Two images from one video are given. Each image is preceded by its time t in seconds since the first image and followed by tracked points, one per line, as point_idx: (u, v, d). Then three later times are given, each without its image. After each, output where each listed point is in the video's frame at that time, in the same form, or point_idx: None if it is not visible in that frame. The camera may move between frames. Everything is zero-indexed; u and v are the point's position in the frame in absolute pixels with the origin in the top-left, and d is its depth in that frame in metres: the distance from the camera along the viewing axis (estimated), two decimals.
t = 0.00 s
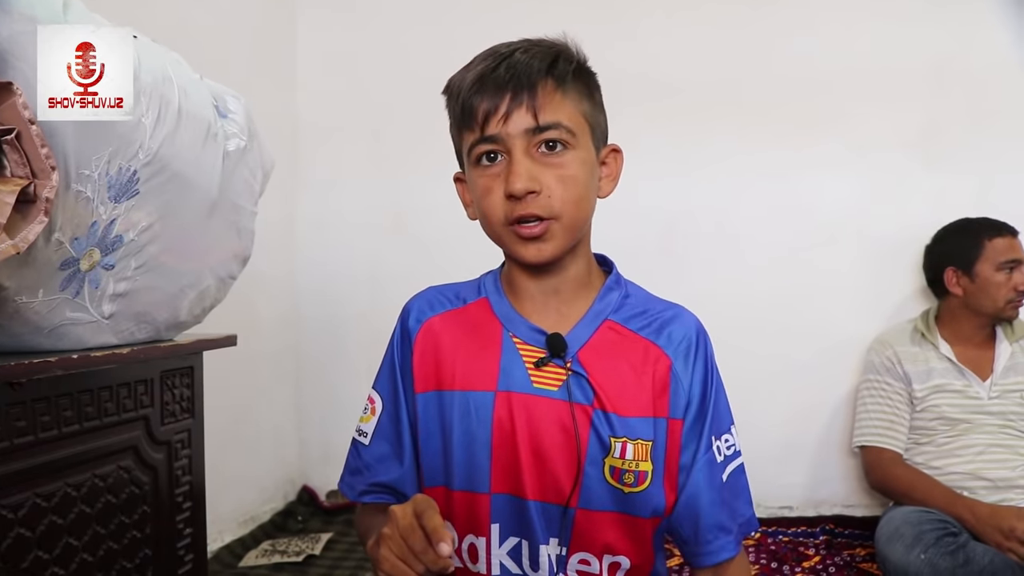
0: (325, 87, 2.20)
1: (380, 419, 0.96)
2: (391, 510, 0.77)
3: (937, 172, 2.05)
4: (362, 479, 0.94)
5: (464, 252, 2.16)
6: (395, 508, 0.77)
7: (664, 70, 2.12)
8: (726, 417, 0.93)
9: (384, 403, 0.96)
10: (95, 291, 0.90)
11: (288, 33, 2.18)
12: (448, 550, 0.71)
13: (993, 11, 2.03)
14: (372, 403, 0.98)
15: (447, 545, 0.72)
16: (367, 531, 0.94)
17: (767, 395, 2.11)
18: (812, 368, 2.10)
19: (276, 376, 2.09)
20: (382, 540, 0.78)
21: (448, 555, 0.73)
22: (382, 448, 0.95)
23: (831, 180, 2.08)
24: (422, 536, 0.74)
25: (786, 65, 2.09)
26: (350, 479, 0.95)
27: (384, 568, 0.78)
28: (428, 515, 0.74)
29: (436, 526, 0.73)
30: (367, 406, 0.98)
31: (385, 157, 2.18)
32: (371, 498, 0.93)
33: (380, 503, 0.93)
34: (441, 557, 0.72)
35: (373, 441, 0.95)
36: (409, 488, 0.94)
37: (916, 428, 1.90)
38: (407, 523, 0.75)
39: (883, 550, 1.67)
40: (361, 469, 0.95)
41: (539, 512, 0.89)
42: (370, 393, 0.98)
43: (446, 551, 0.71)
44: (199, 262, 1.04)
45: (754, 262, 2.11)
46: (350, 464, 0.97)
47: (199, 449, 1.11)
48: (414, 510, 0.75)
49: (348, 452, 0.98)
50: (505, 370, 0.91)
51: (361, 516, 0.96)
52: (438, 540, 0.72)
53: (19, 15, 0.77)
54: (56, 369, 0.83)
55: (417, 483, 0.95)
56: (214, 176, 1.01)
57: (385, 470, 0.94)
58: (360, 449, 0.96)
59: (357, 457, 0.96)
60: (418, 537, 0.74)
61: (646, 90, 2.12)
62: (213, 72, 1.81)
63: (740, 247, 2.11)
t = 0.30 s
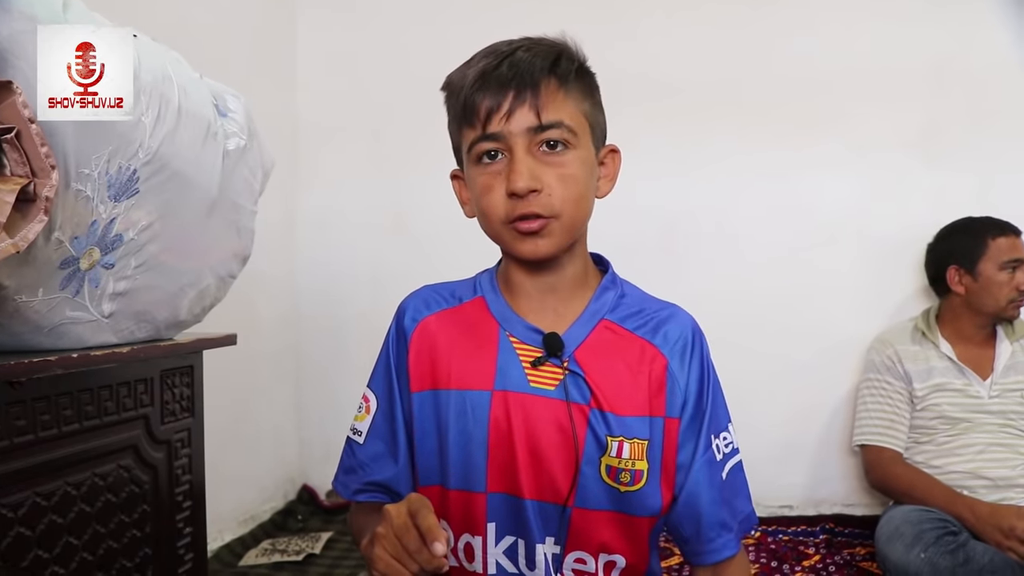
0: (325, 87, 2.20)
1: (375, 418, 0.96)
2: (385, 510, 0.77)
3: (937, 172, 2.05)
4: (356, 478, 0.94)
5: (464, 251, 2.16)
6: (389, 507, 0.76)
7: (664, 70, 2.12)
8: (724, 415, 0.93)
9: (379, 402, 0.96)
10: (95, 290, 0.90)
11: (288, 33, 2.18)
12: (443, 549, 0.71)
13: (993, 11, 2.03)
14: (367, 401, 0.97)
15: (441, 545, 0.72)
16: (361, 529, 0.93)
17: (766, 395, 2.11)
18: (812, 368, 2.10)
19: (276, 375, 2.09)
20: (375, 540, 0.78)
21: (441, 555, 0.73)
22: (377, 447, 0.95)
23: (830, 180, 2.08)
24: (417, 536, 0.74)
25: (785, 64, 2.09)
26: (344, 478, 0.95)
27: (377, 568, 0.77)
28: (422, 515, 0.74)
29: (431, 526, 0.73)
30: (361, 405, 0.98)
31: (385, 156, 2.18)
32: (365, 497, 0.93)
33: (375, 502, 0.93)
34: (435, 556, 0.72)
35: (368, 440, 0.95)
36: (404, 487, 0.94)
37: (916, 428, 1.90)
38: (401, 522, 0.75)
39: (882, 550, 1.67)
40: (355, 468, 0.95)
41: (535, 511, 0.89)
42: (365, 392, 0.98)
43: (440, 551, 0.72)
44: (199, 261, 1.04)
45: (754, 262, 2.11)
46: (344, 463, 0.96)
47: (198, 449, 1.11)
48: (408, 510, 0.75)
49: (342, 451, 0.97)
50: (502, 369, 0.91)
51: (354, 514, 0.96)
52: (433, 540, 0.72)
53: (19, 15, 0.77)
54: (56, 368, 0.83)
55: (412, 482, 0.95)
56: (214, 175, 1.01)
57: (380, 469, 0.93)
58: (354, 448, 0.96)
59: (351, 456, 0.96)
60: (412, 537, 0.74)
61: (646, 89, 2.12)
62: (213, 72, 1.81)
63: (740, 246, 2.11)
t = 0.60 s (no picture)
0: (325, 86, 2.20)
1: (364, 421, 0.96)
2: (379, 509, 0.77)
3: (936, 171, 2.05)
4: (346, 482, 0.95)
5: (465, 251, 2.16)
6: (385, 506, 0.76)
7: (663, 69, 2.12)
8: (722, 396, 0.92)
9: (367, 405, 0.96)
10: (95, 290, 0.90)
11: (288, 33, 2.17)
12: (441, 548, 0.72)
13: (993, 11, 2.03)
14: (356, 405, 0.97)
15: (440, 543, 0.72)
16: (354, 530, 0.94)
17: (766, 394, 2.11)
18: (812, 367, 2.10)
19: (275, 375, 2.09)
20: (371, 539, 0.77)
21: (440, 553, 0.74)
22: (367, 450, 0.95)
23: (830, 179, 2.08)
24: (414, 534, 0.74)
25: (785, 64, 2.09)
26: (334, 482, 0.96)
27: (374, 566, 0.77)
28: (419, 513, 0.74)
29: (429, 524, 0.73)
30: (350, 408, 0.98)
31: (385, 156, 2.18)
32: (355, 500, 0.94)
33: (366, 504, 0.93)
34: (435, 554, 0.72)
35: (357, 443, 0.96)
36: (395, 489, 0.94)
37: (915, 427, 1.90)
38: (398, 521, 0.74)
39: (882, 549, 1.67)
40: (345, 471, 0.95)
41: (531, 508, 0.89)
42: (353, 395, 0.98)
43: (439, 549, 0.72)
44: (199, 260, 1.04)
45: (754, 261, 2.11)
46: (334, 466, 0.97)
47: (198, 448, 1.11)
48: (404, 509, 0.75)
49: (332, 454, 0.98)
50: (494, 370, 0.91)
51: (345, 516, 0.96)
52: (431, 538, 0.72)
53: (18, 14, 0.78)
54: (56, 367, 0.83)
55: (403, 484, 0.95)
56: (214, 175, 1.01)
57: (370, 472, 0.94)
58: (344, 451, 0.96)
59: (341, 459, 0.97)
60: (410, 535, 0.74)
61: (646, 89, 2.12)
62: (213, 72, 1.81)
63: (740, 245, 2.11)
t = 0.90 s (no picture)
0: (326, 86, 2.20)
1: (369, 416, 0.95)
2: (376, 510, 0.76)
3: (937, 171, 2.05)
4: (349, 477, 0.94)
5: (465, 251, 2.16)
6: (380, 509, 0.76)
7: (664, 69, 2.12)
8: (723, 411, 0.94)
9: (373, 401, 0.96)
10: (95, 289, 0.90)
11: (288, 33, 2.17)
12: (433, 551, 0.70)
13: (994, 11, 2.03)
14: (361, 400, 0.97)
15: (432, 547, 0.71)
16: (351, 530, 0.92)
17: (766, 394, 2.11)
18: (812, 367, 2.10)
19: (275, 375, 2.09)
20: (366, 541, 0.77)
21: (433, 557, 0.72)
22: (371, 446, 0.94)
23: (830, 179, 2.08)
24: (407, 537, 0.73)
25: (786, 64, 2.09)
26: (337, 476, 0.95)
27: (370, 569, 0.77)
28: (412, 517, 0.73)
29: (421, 527, 0.72)
30: (355, 403, 0.98)
31: (385, 156, 2.18)
32: (358, 496, 0.93)
33: (367, 501, 0.93)
34: (426, 559, 0.71)
35: (361, 439, 0.95)
36: (396, 487, 0.95)
37: (915, 426, 1.90)
38: (392, 523, 0.74)
39: (882, 549, 1.67)
40: (348, 466, 0.95)
41: (532, 511, 0.89)
42: (358, 390, 0.98)
43: (431, 553, 0.70)
44: (200, 260, 1.04)
45: (754, 261, 2.11)
46: (337, 461, 0.96)
47: (198, 448, 1.11)
48: (399, 511, 0.74)
49: (336, 449, 0.97)
50: (498, 369, 0.91)
51: (346, 513, 0.95)
52: (423, 542, 0.71)
53: (18, 14, 0.78)
54: (56, 367, 0.83)
55: (405, 481, 0.96)
56: (214, 174, 1.01)
57: (373, 467, 0.93)
58: (348, 446, 0.96)
59: (345, 454, 0.96)
60: (403, 538, 0.73)
61: (647, 89, 2.12)
62: (213, 71, 1.81)
63: (740, 245, 2.11)
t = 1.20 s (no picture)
0: (326, 86, 2.20)
1: (367, 413, 0.95)
2: (376, 511, 0.76)
3: (937, 171, 2.05)
4: (348, 474, 0.94)
5: (464, 251, 2.16)
6: (379, 510, 0.76)
7: (663, 69, 2.12)
8: (716, 422, 0.94)
9: (371, 398, 0.96)
10: (95, 290, 0.90)
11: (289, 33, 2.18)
12: (434, 552, 0.70)
13: (994, 11, 2.03)
14: (359, 397, 0.97)
15: (433, 548, 0.71)
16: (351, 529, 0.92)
17: (766, 394, 2.11)
18: (811, 367, 2.10)
19: (275, 375, 2.09)
20: (367, 542, 0.77)
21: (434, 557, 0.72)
22: (369, 443, 0.94)
23: (830, 179, 2.08)
24: (408, 538, 0.73)
25: (786, 65, 2.09)
26: (336, 474, 0.95)
27: (370, 570, 0.77)
28: (413, 518, 0.73)
29: (422, 529, 0.72)
30: (354, 400, 0.98)
31: (385, 156, 2.18)
32: (357, 493, 0.93)
33: (367, 499, 0.93)
34: (427, 560, 0.71)
35: (360, 436, 0.95)
36: (396, 484, 0.94)
37: (915, 426, 1.90)
38: (393, 524, 0.74)
39: (882, 550, 1.67)
40: (347, 464, 0.95)
41: (523, 514, 0.89)
42: (357, 387, 0.98)
43: (432, 554, 0.70)
44: (200, 261, 1.04)
45: (754, 261, 2.11)
46: (335, 458, 0.96)
47: (198, 448, 1.11)
48: (399, 512, 0.74)
49: (334, 446, 0.97)
50: (495, 371, 0.91)
51: (345, 510, 0.95)
52: (424, 543, 0.71)
53: (18, 14, 0.78)
54: (56, 368, 0.83)
55: (403, 480, 0.95)
56: (214, 175, 1.01)
57: (372, 465, 0.93)
58: (346, 443, 0.96)
59: (343, 451, 0.96)
60: (404, 539, 0.73)
61: (647, 89, 2.12)
62: (213, 72, 1.81)
63: (740, 245, 2.11)
